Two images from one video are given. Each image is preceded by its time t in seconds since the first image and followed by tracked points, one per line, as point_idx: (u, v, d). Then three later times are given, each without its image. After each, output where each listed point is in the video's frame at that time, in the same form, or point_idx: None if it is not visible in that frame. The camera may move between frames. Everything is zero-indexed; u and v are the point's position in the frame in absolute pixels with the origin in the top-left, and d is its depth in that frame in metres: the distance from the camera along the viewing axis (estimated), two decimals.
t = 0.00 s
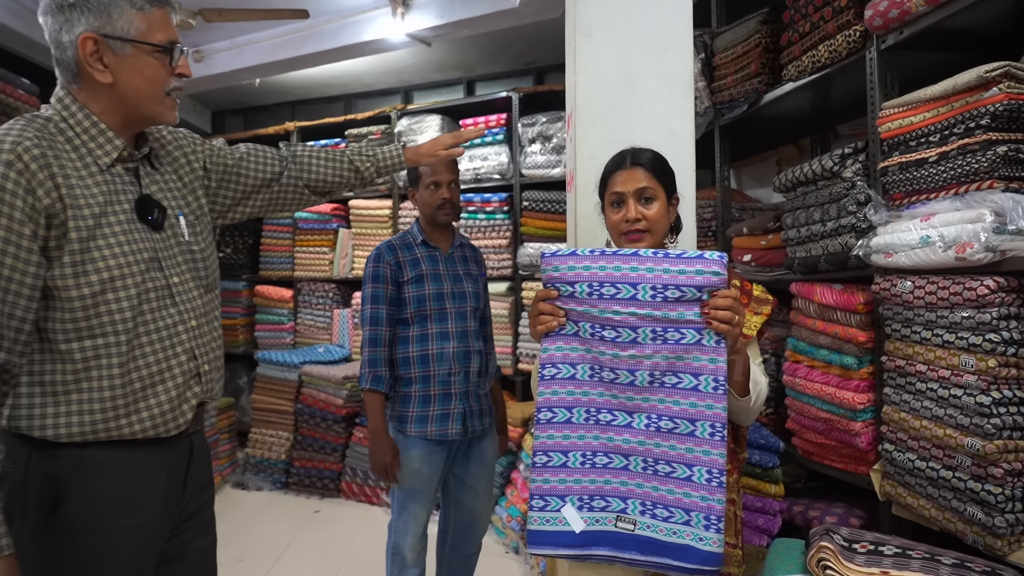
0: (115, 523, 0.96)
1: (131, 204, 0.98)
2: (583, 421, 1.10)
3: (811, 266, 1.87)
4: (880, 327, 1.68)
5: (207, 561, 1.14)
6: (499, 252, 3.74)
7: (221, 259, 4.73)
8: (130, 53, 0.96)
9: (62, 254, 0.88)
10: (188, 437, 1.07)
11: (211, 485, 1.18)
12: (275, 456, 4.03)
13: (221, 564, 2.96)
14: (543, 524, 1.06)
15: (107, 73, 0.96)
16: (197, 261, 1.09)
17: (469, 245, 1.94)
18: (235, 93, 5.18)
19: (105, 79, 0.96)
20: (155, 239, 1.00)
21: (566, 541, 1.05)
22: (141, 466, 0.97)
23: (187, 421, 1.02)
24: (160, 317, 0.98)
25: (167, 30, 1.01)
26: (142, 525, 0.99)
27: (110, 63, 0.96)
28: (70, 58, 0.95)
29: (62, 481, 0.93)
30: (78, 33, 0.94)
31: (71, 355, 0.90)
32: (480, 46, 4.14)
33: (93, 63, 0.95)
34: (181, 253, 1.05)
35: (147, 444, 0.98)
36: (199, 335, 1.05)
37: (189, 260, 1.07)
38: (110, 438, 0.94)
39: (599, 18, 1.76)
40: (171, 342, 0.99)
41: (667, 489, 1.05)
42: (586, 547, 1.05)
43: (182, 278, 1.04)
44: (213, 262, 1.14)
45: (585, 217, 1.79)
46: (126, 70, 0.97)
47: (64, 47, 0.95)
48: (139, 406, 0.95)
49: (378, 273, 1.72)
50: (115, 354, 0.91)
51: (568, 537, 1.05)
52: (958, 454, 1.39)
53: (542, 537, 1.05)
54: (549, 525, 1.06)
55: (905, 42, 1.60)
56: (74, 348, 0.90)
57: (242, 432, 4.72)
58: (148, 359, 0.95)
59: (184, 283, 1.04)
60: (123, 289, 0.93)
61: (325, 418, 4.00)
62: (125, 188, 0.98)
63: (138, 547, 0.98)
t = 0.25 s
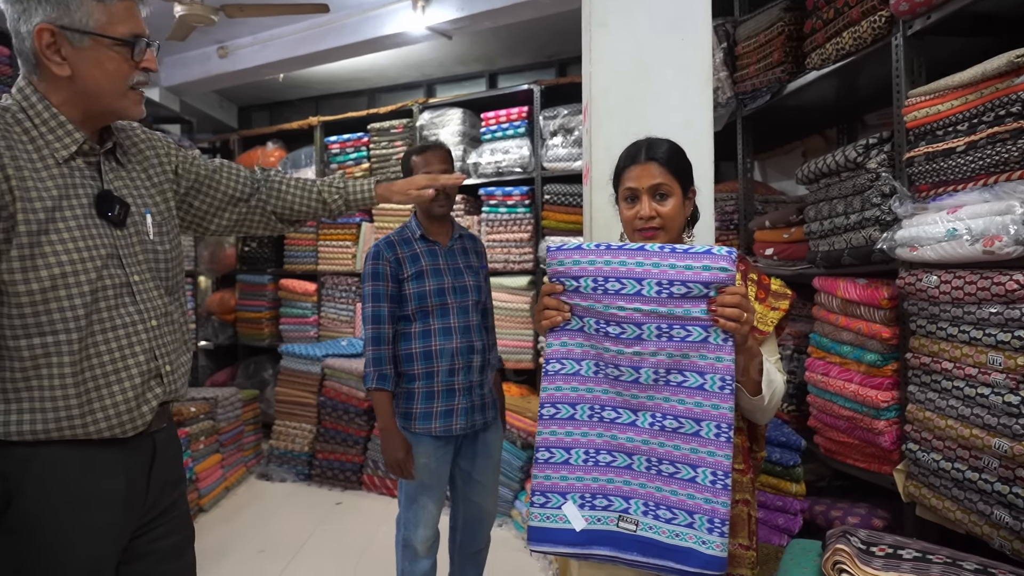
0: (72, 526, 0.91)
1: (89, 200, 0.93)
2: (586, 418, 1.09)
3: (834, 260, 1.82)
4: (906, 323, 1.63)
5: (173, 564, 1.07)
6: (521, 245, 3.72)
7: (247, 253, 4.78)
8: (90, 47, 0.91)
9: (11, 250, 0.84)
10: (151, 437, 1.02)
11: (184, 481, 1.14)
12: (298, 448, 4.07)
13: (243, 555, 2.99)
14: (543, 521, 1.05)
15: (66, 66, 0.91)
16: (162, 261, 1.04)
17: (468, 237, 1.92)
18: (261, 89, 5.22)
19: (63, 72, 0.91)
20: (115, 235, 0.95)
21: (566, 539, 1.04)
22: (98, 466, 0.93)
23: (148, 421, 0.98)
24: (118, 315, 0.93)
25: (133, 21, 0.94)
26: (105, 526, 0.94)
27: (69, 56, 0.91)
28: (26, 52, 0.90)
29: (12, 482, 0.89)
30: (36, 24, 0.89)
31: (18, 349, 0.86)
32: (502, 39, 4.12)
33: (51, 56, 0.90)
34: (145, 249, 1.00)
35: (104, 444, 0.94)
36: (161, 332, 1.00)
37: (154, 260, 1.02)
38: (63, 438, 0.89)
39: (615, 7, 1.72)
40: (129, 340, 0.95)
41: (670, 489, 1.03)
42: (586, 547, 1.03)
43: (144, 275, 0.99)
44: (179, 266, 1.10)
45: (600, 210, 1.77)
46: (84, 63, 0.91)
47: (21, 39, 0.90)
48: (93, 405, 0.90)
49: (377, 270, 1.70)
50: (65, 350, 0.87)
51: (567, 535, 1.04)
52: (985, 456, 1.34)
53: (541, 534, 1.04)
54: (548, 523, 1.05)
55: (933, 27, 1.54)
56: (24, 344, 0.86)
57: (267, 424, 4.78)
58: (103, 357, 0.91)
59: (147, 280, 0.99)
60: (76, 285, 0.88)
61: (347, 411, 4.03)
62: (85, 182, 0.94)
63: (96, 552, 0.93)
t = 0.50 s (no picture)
0: (71, 523, 0.92)
1: (84, 200, 0.92)
2: (606, 421, 1.07)
3: (866, 257, 1.77)
4: (940, 322, 1.58)
5: (184, 561, 1.08)
6: (549, 243, 3.71)
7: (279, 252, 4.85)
8: (68, 44, 0.91)
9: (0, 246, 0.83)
10: (152, 434, 1.01)
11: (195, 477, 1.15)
12: (329, 444, 4.11)
13: (274, 550, 3.03)
14: (563, 524, 1.03)
15: (49, 65, 0.92)
16: (161, 262, 1.03)
17: (483, 234, 1.92)
18: (292, 89, 5.29)
19: (45, 71, 0.91)
20: (110, 234, 0.94)
21: (585, 542, 1.02)
22: (96, 464, 0.93)
23: (148, 418, 0.97)
24: (114, 314, 0.92)
25: (111, 17, 0.93)
26: (104, 523, 0.94)
27: (50, 55, 0.91)
28: (12, 54, 0.92)
29: (14, 478, 0.89)
30: (16, 26, 0.90)
31: (11, 348, 0.85)
32: (530, 36, 4.10)
33: (32, 57, 0.91)
34: (142, 248, 0.99)
35: (101, 441, 0.93)
36: (160, 330, 0.99)
37: (152, 260, 1.01)
38: (59, 435, 0.89)
39: (638, 2, 1.70)
40: (126, 337, 0.93)
41: (691, 493, 1.01)
42: (606, 550, 1.02)
43: (141, 274, 0.98)
44: (180, 267, 1.10)
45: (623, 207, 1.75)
46: (65, 61, 0.91)
47: (6, 40, 0.92)
48: (88, 402, 0.89)
49: (388, 270, 1.73)
50: (59, 347, 0.87)
51: (587, 538, 1.02)
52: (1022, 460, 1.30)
53: (560, 536, 1.03)
54: (568, 526, 1.03)
55: (969, 15, 1.49)
56: (16, 342, 0.85)
57: (299, 420, 4.85)
58: (97, 353, 0.90)
59: (143, 279, 0.98)
60: (67, 285, 0.87)
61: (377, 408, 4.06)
62: (78, 181, 0.93)
63: (95, 549, 0.93)
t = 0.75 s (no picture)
0: (80, 515, 0.94)
1: (87, 200, 0.94)
2: (615, 420, 1.07)
3: (889, 261, 1.74)
4: (964, 328, 1.54)
5: (200, 549, 1.10)
6: (571, 244, 3.70)
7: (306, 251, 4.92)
8: (75, 52, 0.92)
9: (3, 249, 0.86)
10: (162, 428, 1.03)
11: (207, 469, 1.16)
12: (352, 442, 4.15)
13: (295, 546, 3.07)
14: (570, 521, 1.04)
15: (57, 73, 0.93)
16: (169, 262, 1.05)
17: (505, 233, 1.87)
18: (320, 91, 5.35)
19: (54, 79, 0.93)
20: (115, 233, 0.96)
21: (592, 540, 1.02)
22: (102, 458, 0.94)
23: (154, 414, 0.99)
24: (120, 312, 0.94)
25: (116, 21, 0.95)
26: (113, 516, 0.96)
27: (58, 64, 0.93)
28: (20, 63, 0.93)
29: (26, 472, 0.92)
30: (23, 36, 0.92)
31: (20, 346, 0.88)
32: (555, 37, 4.10)
33: (41, 66, 0.92)
34: (149, 246, 1.01)
35: (109, 435, 0.95)
36: (167, 327, 1.01)
37: (158, 259, 1.02)
38: (68, 429, 0.92)
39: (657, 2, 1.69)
40: (132, 335, 0.95)
41: (699, 494, 1.00)
42: (613, 549, 1.01)
43: (147, 271, 1.00)
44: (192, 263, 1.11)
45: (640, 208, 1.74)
46: (73, 68, 0.93)
47: (14, 49, 0.93)
48: (95, 397, 0.91)
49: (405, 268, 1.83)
50: (63, 345, 0.89)
51: (594, 537, 1.02)
52: None
53: (568, 534, 1.03)
54: (575, 523, 1.04)
55: (997, 14, 1.45)
56: (25, 340, 0.88)
57: (323, 418, 4.90)
58: (104, 352, 0.92)
59: (149, 277, 0.99)
60: (70, 287, 0.89)
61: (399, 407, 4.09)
62: (81, 182, 0.94)
63: (106, 538, 0.96)
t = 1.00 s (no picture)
0: (95, 505, 0.96)
1: (101, 195, 0.96)
2: (628, 419, 1.07)
3: (915, 261, 1.71)
4: (992, 331, 1.50)
5: (219, 538, 1.13)
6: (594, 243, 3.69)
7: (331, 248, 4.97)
8: (86, 47, 0.94)
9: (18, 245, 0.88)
10: (179, 419, 1.04)
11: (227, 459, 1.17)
12: (375, 437, 4.19)
13: (317, 539, 3.10)
14: (582, 519, 1.04)
15: (70, 68, 0.95)
16: (184, 255, 1.06)
17: (543, 232, 1.84)
18: (347, 89, 5.40)
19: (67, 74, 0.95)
20: (129, 229, 0.98)
21: (603, 538, 1.02)
22: (119, 449, 0.97)
23: (171, 405, 1.01)
24: (134, 306, 0.96)
25: (125, 15, 0.96)
26: (129, 505, 0.97)
27: (70, 59, 0.95)
28: (34, 59, 0.96)
29: (47, 463, 0.94)
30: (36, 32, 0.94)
31: (39, 339, 0.91)
32: (580, 34, 4.09)
33: (54, 61, 0.94)
34: (163, 241, 1.02)
35: (125, 426, 0.97)
36: (182, 321, 1.03)
37: (173, 252, 1.04)
38: (86, 419, 0.94)
39: None
40: (148, 328, 0.97)
41: (710, 495, 0.99)
42: (624, 547, 1.01)
43: (163, 265, 1.01)
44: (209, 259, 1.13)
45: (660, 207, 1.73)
46: (85, 63, 0.94)
47: (27, 45, 0.95)
48: (111, 388, 0.94)
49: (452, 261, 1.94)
50: (78, 338, 0.91)
51: (605, 535, 1.02)
52: None
53: (579, 531, 1.03)
54: (587, 521, 1.03)
55: None
56: (42, 334, 0.90)
57: (347, 413, 4.96)
58: (120, 345, 0.94)
59: (164, 272, 1.01)
60: (83, 281, 0.91)
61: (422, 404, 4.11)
62: (96, 178, 0.97)
63: (122, 529, 0.97)
